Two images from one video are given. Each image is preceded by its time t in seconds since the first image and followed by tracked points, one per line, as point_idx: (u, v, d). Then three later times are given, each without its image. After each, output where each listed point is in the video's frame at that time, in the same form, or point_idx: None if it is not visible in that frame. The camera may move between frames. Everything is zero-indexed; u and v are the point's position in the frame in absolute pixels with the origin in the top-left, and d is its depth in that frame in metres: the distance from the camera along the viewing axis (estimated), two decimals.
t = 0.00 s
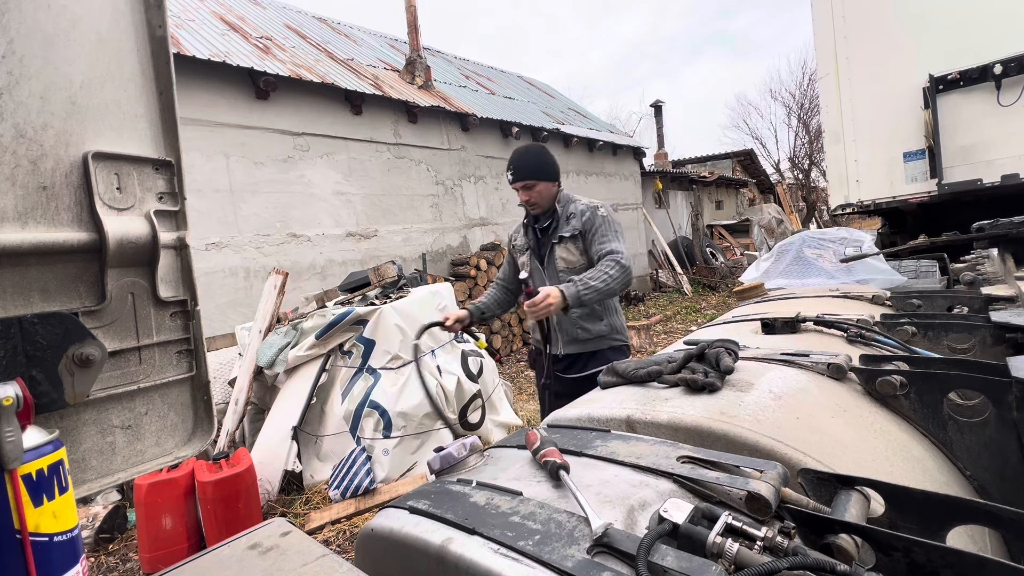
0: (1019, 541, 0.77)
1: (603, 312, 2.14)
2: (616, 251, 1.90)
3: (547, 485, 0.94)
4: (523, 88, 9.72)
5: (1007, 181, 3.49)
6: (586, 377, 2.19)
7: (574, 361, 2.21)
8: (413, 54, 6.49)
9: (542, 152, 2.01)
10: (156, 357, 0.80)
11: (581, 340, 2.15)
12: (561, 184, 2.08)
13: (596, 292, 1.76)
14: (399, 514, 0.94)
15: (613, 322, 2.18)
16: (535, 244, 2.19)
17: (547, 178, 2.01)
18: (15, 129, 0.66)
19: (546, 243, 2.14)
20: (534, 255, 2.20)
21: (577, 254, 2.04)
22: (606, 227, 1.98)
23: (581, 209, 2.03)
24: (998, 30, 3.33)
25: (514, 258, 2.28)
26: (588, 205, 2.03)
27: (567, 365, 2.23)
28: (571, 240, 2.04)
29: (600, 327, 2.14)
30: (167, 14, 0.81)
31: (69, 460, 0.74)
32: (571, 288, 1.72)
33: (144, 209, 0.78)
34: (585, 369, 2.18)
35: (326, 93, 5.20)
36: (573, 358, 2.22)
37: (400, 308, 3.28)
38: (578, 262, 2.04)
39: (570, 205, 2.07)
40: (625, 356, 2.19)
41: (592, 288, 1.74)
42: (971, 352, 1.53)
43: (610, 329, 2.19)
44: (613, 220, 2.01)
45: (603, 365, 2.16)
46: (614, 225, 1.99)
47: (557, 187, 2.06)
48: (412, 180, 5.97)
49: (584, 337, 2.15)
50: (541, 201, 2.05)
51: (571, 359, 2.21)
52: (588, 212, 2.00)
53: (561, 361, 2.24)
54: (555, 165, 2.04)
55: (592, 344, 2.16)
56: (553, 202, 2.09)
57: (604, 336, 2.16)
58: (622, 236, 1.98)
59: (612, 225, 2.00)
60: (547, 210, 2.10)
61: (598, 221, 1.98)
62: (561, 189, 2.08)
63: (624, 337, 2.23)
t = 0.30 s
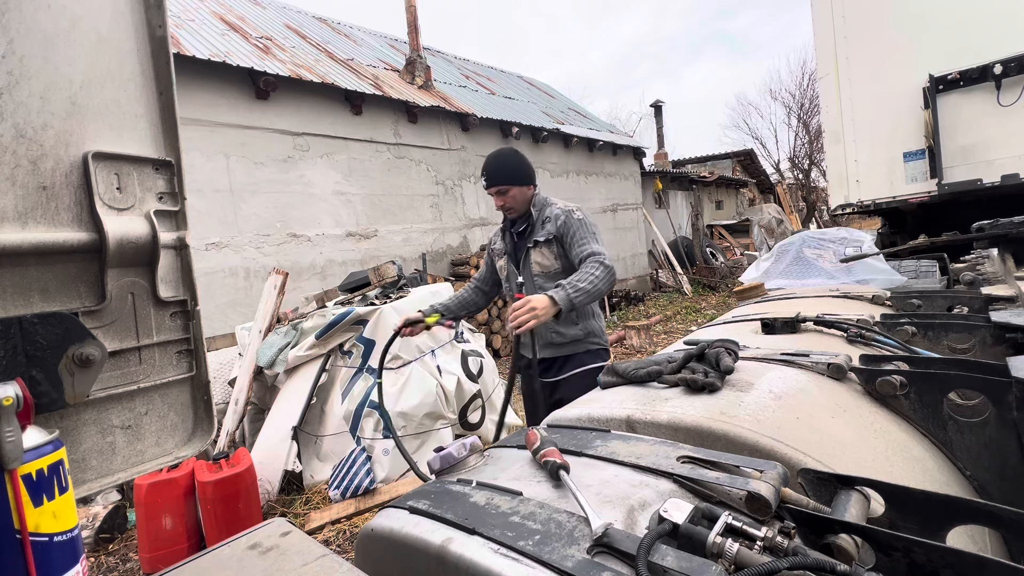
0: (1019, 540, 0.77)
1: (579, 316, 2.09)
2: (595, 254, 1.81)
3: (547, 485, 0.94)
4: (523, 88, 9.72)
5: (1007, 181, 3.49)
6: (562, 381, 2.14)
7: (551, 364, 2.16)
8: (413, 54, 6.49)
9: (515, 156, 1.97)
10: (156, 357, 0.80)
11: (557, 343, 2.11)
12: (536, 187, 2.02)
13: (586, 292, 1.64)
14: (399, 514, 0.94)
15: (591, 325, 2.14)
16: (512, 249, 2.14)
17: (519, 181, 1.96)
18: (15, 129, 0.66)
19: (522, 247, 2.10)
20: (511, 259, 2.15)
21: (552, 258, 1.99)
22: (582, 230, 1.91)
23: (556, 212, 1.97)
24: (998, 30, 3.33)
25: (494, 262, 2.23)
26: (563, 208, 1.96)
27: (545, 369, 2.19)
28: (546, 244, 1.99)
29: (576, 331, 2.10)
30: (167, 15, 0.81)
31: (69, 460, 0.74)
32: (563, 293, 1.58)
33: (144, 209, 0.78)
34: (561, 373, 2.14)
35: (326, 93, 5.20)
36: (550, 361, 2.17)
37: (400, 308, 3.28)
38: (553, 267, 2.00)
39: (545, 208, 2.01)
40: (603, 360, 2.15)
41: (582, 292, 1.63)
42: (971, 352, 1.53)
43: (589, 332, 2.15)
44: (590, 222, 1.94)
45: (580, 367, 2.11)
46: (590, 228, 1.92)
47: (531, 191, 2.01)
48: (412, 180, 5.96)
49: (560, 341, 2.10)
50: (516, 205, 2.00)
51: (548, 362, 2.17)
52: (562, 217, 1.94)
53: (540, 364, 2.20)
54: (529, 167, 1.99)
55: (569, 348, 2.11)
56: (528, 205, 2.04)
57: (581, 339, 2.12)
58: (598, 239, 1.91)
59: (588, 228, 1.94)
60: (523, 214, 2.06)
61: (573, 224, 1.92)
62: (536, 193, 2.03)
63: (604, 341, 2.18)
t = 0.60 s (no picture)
0: (1019, 541, 0.77)
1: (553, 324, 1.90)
2: (566, 267, 1.67)
3: (547, 485, 0.94)
4: (523, 88, 9.71)
5: (1007, 181, 3.49)
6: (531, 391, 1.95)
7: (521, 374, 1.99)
8: (413, 54, 6.49)
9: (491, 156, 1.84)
10: (156, 357, 0.80)
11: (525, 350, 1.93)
12: (514, 191, 1.88)
13: (557, 317, 1.50)
14: (399, 514, 0.94)
15: (566, 333, 1.94)
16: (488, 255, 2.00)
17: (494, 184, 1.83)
18: (15, 129, 0.66)
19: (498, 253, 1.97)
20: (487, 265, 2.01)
21: (527, 267, 1.86)
22: (557, 239, 1.75)
23: (530, 219, 1.82)
24: (998, 30, 3.33)
25: (472, 266, 2.10)
26: (538, 214, 1.81)
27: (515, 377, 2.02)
28: (521, 251, 1.85)
29: (547, 340, 1.89)
30: (167, 15, 0.81)
31: (69, 460, 0.74)
32: (534, 322, 1.44)
33: (144, 209, 0.78)
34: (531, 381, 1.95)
35: (326, 93, 5.20)
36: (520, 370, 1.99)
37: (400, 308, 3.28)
38: (528, 276, 1.86)
39: (520, 212, 1.87)
40: (575, 369, 1.95)
41: (551, 316, 1.49)
42: (971, 352, 1.53)
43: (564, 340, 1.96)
44: (566, 230, 1.78)
45: (550, 374, 1.92)
46: (566, 236, 1.77)
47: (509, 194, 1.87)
48: (412, 180, 5.96)
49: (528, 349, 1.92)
50: (492, 210, 1.88)
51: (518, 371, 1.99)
52: (537, 223, 1.79)
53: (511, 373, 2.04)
54: (507, 169, 1.86)
55: (540, 357, 1.93)
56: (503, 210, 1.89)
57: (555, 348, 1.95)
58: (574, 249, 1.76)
59: (563, 237, 1.77)
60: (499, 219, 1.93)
61: (547, 232, 1.76)
62: (513, 196, 1.89)
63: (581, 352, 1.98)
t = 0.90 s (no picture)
0: (1019, 541, 0.77)
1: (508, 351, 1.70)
2: (520, 306, 1.47)
3: (547, 485, 0.94)
4: (523, 87, 9.71)
5: (1007, 181, 3.49)
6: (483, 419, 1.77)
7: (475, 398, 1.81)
8: (413, 54, 6.49)
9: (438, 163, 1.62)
10: (156, 357, 0.80)
11: (475, 378, 1.73)
12: (466, 203, 1.66)
13: (514, 375, 1.36)
14: (399, 514, 0.94)
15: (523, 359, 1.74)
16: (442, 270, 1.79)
17: (439, 196, 1.61)
18: (15, 129, 0.66)
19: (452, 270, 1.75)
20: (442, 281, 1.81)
21: (479, 290, 1.65)
22: (510, 265, 1.52)
23: (482, 238, 1.59)
24: (999, 30, 3.33)
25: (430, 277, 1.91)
26: (490, 232, 1.58)
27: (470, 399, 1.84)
28: (473, 274, 1.64)
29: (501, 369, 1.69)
30: (167, 15, 0.81)
31: (69, 460, 0.74)
32: (493, 390, 1.31)
33: (144, 209, 0.78)
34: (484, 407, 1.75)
35: (326, 93, 5.20)
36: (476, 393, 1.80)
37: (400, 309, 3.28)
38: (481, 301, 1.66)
39: (472, 228, 1.64)
40: (530, 398, 1.75)
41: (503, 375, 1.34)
42: (971, 352, 1.53)
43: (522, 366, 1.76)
44: (521, 254, 1.55)
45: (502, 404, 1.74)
46: (522, 261, 1.54)
47: (459, 206, 1.65)
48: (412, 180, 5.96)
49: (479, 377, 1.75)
50: (441, 224, 1.67)
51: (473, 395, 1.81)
52: (488, 246, 1.56)
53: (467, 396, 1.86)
54: (457, 179, 1.63)
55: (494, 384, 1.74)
56: (454, 223, 1.67)
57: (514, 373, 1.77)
58: (530, 277, 1.54)
59: (516, 263, 1.54)
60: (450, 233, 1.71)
61: (497, 258, 1.54)
62: (465, 208, 1.66)
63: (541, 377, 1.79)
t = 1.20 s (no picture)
0: (1019, 541, 0.77)
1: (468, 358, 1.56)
2: (468, 317, 1.36)
3: (547, 485, 0.94)
4: (522, 88, 9.71)
5: (1007, 181, 3.49)
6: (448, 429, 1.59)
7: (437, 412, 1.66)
8: (413, 54, 6.49)
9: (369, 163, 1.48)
10: (156, 357, 0.80)
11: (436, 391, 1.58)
12: (403, 204, 1.51)
13: (467, 398, 1.28)
14: (399, 514, 0.94)
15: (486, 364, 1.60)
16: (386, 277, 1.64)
17: (374, 200, 1.47)
18: (15, 129, 0.66)
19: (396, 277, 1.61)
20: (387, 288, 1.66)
21: (428, 300, 1.50)
22: (455, 271, 1.40)
23: (424, 242, 1.45)
24: (999, 30, 3.33)
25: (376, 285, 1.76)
26: (432, 235, 1.45)
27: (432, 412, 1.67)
28: (418, 282, 1.50)
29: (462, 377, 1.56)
30: (167, 14, 0.81)
31: (69, 460, 0.74)
32: (447, 418, 1.24)
33: (144, 209, 0.78)
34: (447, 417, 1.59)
35: (326, 93, 5.20)
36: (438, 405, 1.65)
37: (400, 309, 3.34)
38: (430, 310, 1.52)
39: (412, 231, 1.50)
40: (499, 406, 1.60)
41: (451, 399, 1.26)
42: (971, 352, 1.53)
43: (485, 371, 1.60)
44: (466, 256, 1.42)
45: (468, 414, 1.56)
46: (469, 263, 1.42)
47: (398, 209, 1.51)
48: (412, 180, 5.96)
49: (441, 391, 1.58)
50: (378, 229, 1.52)
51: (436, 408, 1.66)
52: (429, 251, 1.43)
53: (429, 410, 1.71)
54: (391, 178, 1.49)
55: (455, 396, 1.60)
56: (393, 226, 1.53)
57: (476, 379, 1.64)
58: (478, 280, 1.42)
59: (460, 267, 1.41)
60: (390, 238, 1.56)
61: (440, 263, 1.41)
62: (402, 210, 1.51)
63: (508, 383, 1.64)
